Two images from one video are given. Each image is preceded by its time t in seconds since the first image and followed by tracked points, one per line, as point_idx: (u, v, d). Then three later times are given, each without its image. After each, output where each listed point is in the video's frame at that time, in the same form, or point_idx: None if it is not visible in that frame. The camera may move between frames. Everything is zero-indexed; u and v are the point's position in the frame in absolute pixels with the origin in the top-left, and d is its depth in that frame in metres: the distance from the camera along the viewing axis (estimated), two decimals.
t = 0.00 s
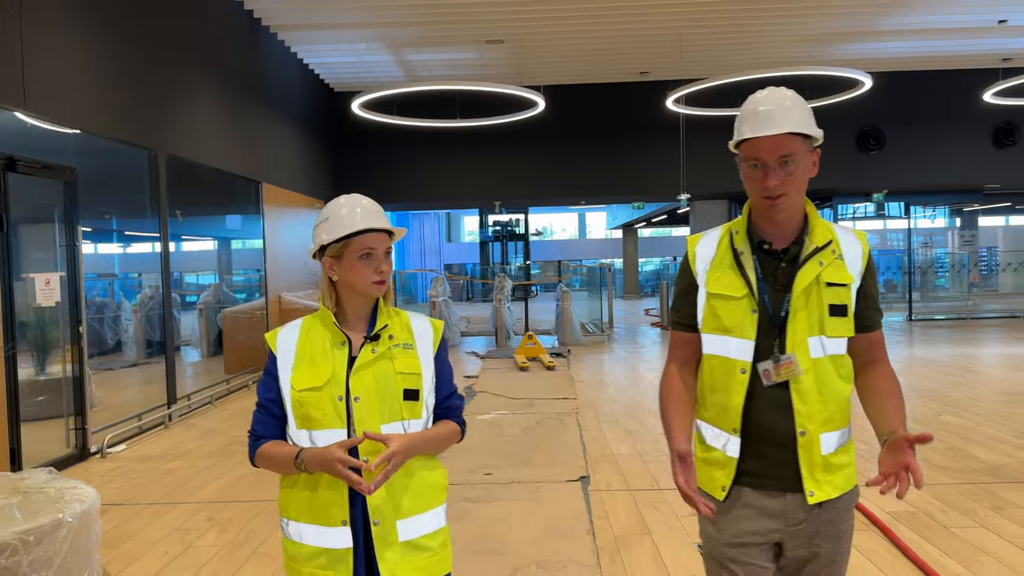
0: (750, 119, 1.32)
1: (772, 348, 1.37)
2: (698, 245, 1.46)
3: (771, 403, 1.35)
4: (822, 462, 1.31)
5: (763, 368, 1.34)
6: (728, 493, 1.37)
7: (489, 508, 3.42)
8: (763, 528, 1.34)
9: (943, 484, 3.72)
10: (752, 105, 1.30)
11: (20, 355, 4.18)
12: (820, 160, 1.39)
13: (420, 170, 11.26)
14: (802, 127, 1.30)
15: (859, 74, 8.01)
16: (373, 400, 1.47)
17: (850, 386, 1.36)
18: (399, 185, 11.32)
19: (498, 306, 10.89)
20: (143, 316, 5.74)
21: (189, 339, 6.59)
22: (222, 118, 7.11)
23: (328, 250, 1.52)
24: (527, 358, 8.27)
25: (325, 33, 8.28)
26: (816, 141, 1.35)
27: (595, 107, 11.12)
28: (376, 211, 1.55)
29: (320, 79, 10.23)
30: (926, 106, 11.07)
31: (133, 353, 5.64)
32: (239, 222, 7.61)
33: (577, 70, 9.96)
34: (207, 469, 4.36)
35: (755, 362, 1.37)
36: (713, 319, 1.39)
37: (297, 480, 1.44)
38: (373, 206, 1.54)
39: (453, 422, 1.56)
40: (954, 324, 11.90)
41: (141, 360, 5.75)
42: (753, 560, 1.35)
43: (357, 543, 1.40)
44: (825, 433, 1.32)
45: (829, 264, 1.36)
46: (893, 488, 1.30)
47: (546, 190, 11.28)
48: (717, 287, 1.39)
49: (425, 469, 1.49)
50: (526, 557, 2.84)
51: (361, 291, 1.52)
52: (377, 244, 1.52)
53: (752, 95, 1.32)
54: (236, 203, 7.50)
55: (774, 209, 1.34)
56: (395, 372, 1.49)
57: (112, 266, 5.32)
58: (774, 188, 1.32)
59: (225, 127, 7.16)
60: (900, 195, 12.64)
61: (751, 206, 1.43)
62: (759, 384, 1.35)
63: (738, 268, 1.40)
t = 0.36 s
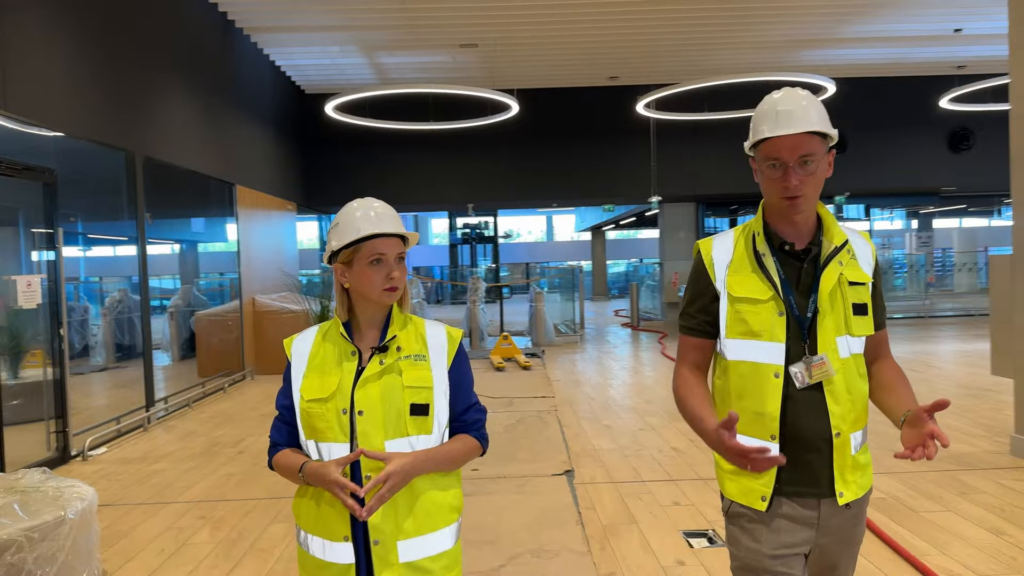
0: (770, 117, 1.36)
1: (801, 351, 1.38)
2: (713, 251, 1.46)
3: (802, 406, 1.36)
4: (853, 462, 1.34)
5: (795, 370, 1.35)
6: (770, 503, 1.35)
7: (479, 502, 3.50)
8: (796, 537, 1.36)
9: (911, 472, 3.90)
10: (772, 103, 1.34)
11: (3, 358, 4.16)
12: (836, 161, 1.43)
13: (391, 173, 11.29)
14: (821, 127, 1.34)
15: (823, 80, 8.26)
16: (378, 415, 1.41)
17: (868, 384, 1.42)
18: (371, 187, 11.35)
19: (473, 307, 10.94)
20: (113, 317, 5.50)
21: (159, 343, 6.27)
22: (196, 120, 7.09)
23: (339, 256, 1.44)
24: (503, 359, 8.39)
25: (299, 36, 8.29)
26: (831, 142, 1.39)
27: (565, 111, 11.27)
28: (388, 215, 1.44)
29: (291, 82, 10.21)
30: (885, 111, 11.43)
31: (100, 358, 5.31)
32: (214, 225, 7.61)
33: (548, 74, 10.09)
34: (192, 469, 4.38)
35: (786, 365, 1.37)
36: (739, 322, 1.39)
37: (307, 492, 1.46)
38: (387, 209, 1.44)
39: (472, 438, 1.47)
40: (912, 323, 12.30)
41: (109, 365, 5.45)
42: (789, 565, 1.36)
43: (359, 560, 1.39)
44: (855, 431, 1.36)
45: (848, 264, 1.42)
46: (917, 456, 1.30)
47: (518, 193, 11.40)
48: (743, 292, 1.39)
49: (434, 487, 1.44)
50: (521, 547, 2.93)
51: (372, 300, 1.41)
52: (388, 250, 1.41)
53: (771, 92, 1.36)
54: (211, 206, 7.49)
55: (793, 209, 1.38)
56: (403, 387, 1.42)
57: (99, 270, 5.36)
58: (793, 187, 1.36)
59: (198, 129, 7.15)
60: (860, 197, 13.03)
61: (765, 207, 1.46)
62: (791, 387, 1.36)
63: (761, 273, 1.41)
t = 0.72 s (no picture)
0: (737, 111, 1.38)
1: (792, 346, 1.39)
2: (697, 251, 1.46)
3: (798, 402, 1.36)
4: (854, 458, 1.35)
5: (786, 364, 1.34)
6: (769, 507, 1.34)
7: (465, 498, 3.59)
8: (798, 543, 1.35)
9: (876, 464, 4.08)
10: (738, 97, 1.37)
11: None
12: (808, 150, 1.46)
13: (365, 176, 11.34)
14: (789, 113, 1.36)
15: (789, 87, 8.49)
16: (382, 416, 1.34)
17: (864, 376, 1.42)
18: (344, 191, 11.39)
19: (447, 310, 11.03)
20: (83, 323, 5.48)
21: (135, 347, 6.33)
22: (172, 122, 7.10)
23: (355, 247, 1.41)
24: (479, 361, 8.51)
25: (273, 39, 8.31)
26: (802, 132, 1.42)
27: (538, 116, 11.42)
28: (406, 206, 1.41)
29: (265, 85, 10.21)
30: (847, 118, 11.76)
31: (71, 362, 5.25)
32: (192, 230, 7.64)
33: (521, 79, 10.21)
34: (176, 471, 4.41)
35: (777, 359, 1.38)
36: (728, 321, 1.39)
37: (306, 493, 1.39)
38: (406, 201, 1.41)
39: (482, 449, 1.38)
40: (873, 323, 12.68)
41: (80, 369, 5.43)
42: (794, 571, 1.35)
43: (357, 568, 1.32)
44: (853, 426, 1.36)
45: (834, 254, 1.44)
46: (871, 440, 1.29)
47: (491, 197, 11.52)
48: (728, 290, 1.40)
49: (437, 498, 1.36)
50: (509, 539, 3.03)
51: (385, 295, 1.40)
52: (404, 243, 1.40)
53: (736, 89, 1.39)
54: (187, 208, 7.52)
55: (770, 198, 1.40)
56: (409, 389, 1.36)
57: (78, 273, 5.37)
58: (768, 177, 1.38)
59: (175, 133, 7.19)
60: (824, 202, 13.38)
61: (746, 204, 1.49)
62: (785, 382, 1.36)
63: (749, 271, 1.42)
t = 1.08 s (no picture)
0: (723, 121, 1.46)
1: (773, 346, 1.46)
2: (687, 255, 1.55)
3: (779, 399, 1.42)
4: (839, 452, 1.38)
5: (765, 363, 1.43)
6: (748, 498, 1.41)
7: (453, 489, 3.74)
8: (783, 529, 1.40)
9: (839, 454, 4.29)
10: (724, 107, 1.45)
11: None
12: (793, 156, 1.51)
13: (343, 177, 11.41)
14: (773, 121, 1.43)
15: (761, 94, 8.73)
16: (417, 413, 1.41)
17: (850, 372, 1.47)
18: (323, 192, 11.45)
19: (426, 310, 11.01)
20: (59, 322, 5.32)
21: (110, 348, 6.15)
22: (153, 122, 7.14)
23: (378, 247, 1.50)
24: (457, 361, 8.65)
25: (254, 42, 8.37)
26: (788, 138, 1.48)
27: (515, 119, 11.58)
28: (427, 208, 1.50)
29: (244, 86, 10.24)
30: (816, 124, 12.09)
31: (48, 362, 5.10)
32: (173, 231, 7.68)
33: (499, 83, 10.36)
34: (166, 467, 4.49)
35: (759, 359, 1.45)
36: (712, 323, 1.47)
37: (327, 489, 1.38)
38: (427, 202, 1.50)
39: (498, 438, 1.49)
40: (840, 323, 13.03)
41: (57, 370, 5.29)
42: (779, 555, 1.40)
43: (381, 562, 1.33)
44: (836, 421, 1.41)
45: (819, 257, 1.49)
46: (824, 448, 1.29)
47: (470, 198, 11.64)
48: (713, 294, 1.48)
49: (466, 489, 1.43)
50: (497, 526, 3.18)
51: (409, 293, 1.48)
52: (427, 243, 1.49)
53: (723, 99, 1.47)
54: (168, 208, 7.54)
55: (756, 204, 1.46)
56: (442, 385, 1.44)
57: (56, 272, 5.22)
58: (754, 182, 1.44)
59: (158, 134, 7.25)
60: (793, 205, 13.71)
61: (734, 209, 1.55)
62: (766, 381, 1.43)
63: (733, 274, 1.49)
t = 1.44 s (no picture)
0: (731, 119, 1.44)
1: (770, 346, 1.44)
2: (695, 254, 1.55)
3: (770, 400, 1.41)
4: (828, 455, 1.35)
5: (759, 363, 1.42)
6: (738, 492, 1.41)
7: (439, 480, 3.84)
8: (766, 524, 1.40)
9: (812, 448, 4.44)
10: (731, 106, 1.43)
11: None
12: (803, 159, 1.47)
13: (328, 176, 11.46)
14: (779, 121, 1.40)
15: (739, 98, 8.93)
16: (434, 414, 1.36)
17: (855, 377, 1.41)
18: (308, 190, 11.50)
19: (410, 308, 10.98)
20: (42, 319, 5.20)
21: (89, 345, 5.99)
22: (141, 119, 7.21)
23: (368, 250, 1.42)
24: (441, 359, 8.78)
25: (241, 41, 8.42)
26: (798, 141, 1.45)
27: (499, 120, 11.70)
28: (422, 211, 1.39)
29: (229, 85, 10.28)
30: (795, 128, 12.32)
31: (33, 359, 5.00)
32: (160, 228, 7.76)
33: (483, 84, 10.47)
34: (155, 460, 4.56)
35: (753, 359, 1.44)
36: (712, 321, 1.47)
37: (337, 496, 1.27)
38: (422, 204, 1.39)
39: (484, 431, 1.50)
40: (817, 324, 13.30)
41: (40, 366, 5.18)
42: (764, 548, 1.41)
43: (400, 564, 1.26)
44: (828, 425, 1.36)
45: (823, 259, 1.44)
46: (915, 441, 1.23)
47: (453, 198, 11.75)
48: (714, 293, 1.48)
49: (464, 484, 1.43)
50: (483, 516, 3.28)
51: (397, 298, 1.39)
52: (416, 248, 1.38)
53: (733, 98, 1.45)
54: (154, 205, 7.60)
55: (761, 202, 1.44)
56: (452, 387, 1.42)
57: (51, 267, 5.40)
58: (758, 181, 1.42)
59: (146, 132, 7.33)
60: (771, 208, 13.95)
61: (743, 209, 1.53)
62: (759, 381, 1.42)
63: (733, 273, 1.48)
